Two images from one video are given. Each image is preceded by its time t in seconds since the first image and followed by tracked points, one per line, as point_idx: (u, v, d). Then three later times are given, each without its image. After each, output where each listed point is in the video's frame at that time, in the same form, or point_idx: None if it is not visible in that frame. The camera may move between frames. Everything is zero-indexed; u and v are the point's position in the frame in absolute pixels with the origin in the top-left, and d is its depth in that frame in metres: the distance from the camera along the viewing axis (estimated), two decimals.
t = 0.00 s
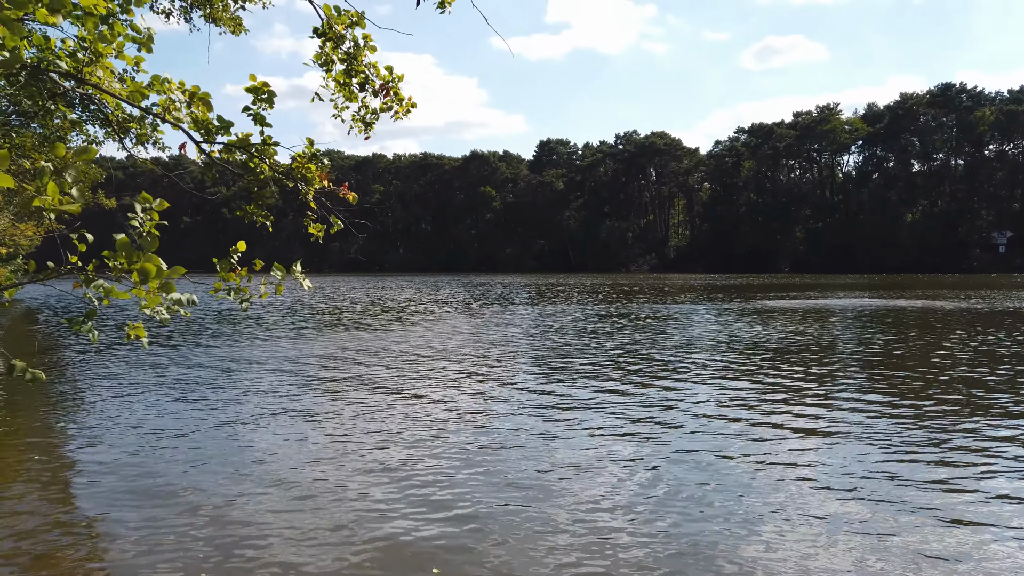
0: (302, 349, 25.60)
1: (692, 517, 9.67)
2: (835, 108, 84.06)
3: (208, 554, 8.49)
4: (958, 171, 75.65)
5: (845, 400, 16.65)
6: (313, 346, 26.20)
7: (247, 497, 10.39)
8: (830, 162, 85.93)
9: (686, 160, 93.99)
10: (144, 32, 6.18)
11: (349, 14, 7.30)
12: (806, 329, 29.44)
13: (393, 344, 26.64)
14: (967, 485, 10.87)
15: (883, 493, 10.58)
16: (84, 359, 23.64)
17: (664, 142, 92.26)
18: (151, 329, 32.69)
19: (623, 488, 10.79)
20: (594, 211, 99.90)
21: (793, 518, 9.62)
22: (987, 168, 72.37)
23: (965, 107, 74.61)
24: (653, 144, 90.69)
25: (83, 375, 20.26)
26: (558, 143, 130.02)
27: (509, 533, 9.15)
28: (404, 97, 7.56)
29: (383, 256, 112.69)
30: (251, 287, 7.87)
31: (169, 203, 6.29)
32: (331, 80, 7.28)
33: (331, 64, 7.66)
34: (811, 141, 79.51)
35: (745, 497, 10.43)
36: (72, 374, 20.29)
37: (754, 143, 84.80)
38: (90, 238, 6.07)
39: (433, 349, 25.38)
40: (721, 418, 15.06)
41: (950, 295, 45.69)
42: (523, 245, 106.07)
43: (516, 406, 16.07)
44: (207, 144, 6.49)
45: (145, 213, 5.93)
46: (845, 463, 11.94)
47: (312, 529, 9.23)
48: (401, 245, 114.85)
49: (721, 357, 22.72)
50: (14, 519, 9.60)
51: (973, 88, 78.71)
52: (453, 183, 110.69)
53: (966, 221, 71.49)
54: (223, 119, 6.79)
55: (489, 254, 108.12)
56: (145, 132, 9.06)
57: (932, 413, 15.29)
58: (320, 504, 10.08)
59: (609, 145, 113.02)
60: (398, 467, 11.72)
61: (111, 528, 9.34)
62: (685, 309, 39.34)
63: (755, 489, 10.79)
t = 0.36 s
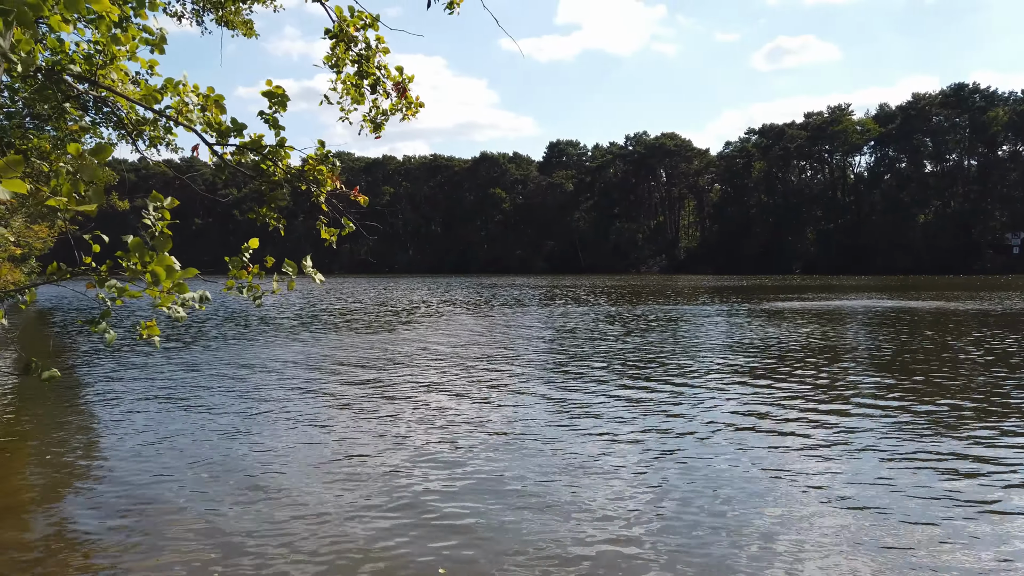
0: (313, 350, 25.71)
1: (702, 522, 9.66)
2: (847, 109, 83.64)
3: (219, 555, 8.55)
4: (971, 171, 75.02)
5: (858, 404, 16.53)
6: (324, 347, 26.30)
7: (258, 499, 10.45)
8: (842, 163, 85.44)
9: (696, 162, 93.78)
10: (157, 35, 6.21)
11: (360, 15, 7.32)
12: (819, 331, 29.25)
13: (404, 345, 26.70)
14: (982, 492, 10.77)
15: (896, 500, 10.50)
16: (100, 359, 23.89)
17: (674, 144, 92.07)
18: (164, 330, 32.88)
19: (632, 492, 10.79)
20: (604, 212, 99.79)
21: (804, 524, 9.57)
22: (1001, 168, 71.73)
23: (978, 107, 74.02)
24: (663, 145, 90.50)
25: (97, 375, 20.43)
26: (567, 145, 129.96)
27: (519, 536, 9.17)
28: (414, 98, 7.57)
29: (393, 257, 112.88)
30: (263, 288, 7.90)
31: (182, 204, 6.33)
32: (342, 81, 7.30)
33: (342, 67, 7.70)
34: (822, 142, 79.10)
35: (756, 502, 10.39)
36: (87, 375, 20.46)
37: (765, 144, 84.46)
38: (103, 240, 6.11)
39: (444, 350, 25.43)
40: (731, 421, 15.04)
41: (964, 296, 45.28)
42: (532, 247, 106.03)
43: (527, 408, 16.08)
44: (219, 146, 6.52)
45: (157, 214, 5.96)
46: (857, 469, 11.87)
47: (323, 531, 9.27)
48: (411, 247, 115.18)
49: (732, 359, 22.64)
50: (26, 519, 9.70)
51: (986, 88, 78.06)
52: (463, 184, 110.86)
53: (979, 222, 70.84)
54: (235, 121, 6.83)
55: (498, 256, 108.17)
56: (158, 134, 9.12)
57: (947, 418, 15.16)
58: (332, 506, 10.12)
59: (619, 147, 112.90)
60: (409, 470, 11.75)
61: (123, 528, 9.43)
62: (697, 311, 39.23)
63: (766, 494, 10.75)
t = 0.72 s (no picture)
0: (325, 351, 25.81)
1: (714, 526, 9.59)
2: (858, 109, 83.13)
3: (229, 557, 8.54)
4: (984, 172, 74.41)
5: (871, 406, 16.41)
6: (336, 348, 26.40)
7: (268, 501, 10.44)
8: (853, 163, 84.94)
9: (706, 163, 93.45)
10: (168, 38, 6.21)
11: (373, 16, 7.33)
12: (830, 332, 29.07)
13: (415, 347, 26.75)
14: (999, 497, 10.63)
15: (910, 505, 10.38)
16: (114, 360, 24.06)
17: (684, 144, 91.92)
18: (177, 330, 33.10)
19: (643, 495, 10.73)
20: (613, 213, 99.68)
21: (817, 530, 9.48)
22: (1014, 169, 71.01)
23: (991, 107, 73.39)
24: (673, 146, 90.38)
25: (111, 376, 20.59)
26: (577, 146, 130.14)
27: (527, 539, 9.16)
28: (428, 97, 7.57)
29: (402, 259, 113.10)
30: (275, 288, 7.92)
31: (195, 205, 6.37)
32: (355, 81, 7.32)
33: (355, 68, 7.74)
34: (833, 142, 78.70)
35: (769, 506, 10.30)
36: (101, 375, 20.61)
37: (776, 144, 84.16)
38: (117, 241, 6.15)
39: (455, 351, 25.48)
40: (743, 423, 14.96)
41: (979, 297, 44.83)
42: (541, 248, 105.95)
43: (538, 410, 16.04)
44: (230, 147, 6.52)
45: (170, 215, 5.99)
46: (871, 474, 11.75)
47: (333, 534, 9.25)
48: (420, 248, 115.35)
49: (744, 361, 22.52)
50: (38, 519, 9.74)
51: (999, 88, 77.33)
52: (472, 186, 110.99)
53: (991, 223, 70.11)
54: (246, 123, 6.85)
55: (507, 257, 108.14)
56: (170, 136, 9.17)
57: (960, 420, 15.03)
58: (342, 509, 10.10)
59: (628, 148, 112.68)
60: (419, 471, 11.77)
61: (134, 529, 9.44)
62: (708, 313, 39.07)
63: (779, 498, 10.67)
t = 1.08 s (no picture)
0: (337, 353, 25.94)
1: (726, 531, 9.49)
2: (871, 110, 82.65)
3: (238, 560, 8.51)
4: (999, 172, 73.73)
5: (883, 408, 16.32)
6: (348, 350, 26.53)
7: (279, 503, 10.43)
8: (866, 164, 84.40)
9: (717, 164, 93.26)
10: (183, 41, 6.22)
11: (388, 17, 7.37)
12: (843, 333, 28.90)
13: (426, 349, 26.83)
14: (1011, 500, 10.55)
15: (920, 508, 10.32)
16: (128, 361, 24.23)
17: (695, 145, 91.78)
18: (191, 332, 33.34)
19: (654, 499, 10.65)
20: (624, 214, 99.53)
21: (832, 535, 9.36)
22: None
23: (1007, 107, 72.65)
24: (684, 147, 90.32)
25: (125, 377, 20.77)
26: (588, 147, 130.11)
27: (535, 539, 9.18)
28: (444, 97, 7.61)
29: (414, 260, 113.35)
30: (289, 291, 7.96)
31: (210, 207, 6.39)
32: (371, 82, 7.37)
33: (370, 68, 7.76)
34: (846, 142, 78.29)
35: (781, 511, 10.19)
36: (116, 377, 20.80)
37: (787, 145, 83.81)
38: (132, 243, 6.19)
39: (467, 353, 25.55)
40: (754, 425, 14.86)
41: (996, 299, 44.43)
42: (552, 249, 105.90)
43: (547, 412, 15.99)
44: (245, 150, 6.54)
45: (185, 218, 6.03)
46: (885, 478, 11.62)
47: (342, 537, 9.21)
48: (431, 250, 115.64)
49: (757, 363, 22.44)
50: (49, 520, 9.79)
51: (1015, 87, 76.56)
52: (483, 188, 111.34)
53: (1007, 224, 69.39)
54: (260, 126, 6.88)
55: (518, 259, 108.14)
56: (183, 139, 9.24)
57: (974, 422, 14.91)
58: (351, 511, 10.05)
59: (639, 149, 112.52)
60: (429, 472, 11.82)
61: (143, 531, 9.45)
62: (720, 314, 38.94)
63: (791, 502, 10.55)
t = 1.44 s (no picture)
0: (349, 354, 26.04)
1: (739, 534, 9.41)
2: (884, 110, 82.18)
3: (250, 561, 8.53)
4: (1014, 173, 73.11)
5: (897, 409, 16.23)
6: (360, 351, 26.63)
7: (290, 504, 10.44)
8: (879, 164, 83.85)
9: (729, 164, 92.95)
10: (198, 44, 6.24)
11: (401, 18, 7.40)
12: (857, 335, 28.72)
13: (438, 350, 26.93)
14: None
15: (933, 509, 10.29)
16: (144, 362, 24.44)
17: (707, 147, 91.55)
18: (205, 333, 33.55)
19: (666, 502, 10.59)
20: (636, 216, 99.32)
21: (846, 539, 9.26)
22: None
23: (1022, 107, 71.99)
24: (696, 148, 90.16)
25: (141, 378, 20.92)
26: (599, 149, 129.98)
27: (546, 540, 9.20)
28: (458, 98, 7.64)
29: (425, 262, 113.55)
30: (303, 291, 7.97)
31: (224, 209, 6.43)
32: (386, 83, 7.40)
33: (384, 70, 7.82)
34: (860, 143, 77.82)
35: (795, 515, 10.09)
36: (131, 378, 20.97)
37: (800, 145, 83.38)
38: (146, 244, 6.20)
39: (479, 354, 25.60)
40: (767, 428, 14.77)
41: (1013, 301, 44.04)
42: (563, 251, 105.82)
43: (559, 414, 15.97)
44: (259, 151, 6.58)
45: (199, 220, 6.07)
46: (900, 480, 11.54)
47: (352, 538, 9.21)
48: (442, 251, 115.93)
49: (771, 364, 22.35)
50: (69, 518, 9.91)
51: None
52: (494, 189, 111.64)
53: None
54: (274, 127, 6.94)
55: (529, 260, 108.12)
56: (198, 140, 9.31)
57: (989, 424, 14.81)
58: (361, 513, 10.04)
59: (650, 150, 112.30)
60: (442, 472, 11.87)
61: (157, 532, 9.49)
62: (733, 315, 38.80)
63: (805, 506, 10.44)
